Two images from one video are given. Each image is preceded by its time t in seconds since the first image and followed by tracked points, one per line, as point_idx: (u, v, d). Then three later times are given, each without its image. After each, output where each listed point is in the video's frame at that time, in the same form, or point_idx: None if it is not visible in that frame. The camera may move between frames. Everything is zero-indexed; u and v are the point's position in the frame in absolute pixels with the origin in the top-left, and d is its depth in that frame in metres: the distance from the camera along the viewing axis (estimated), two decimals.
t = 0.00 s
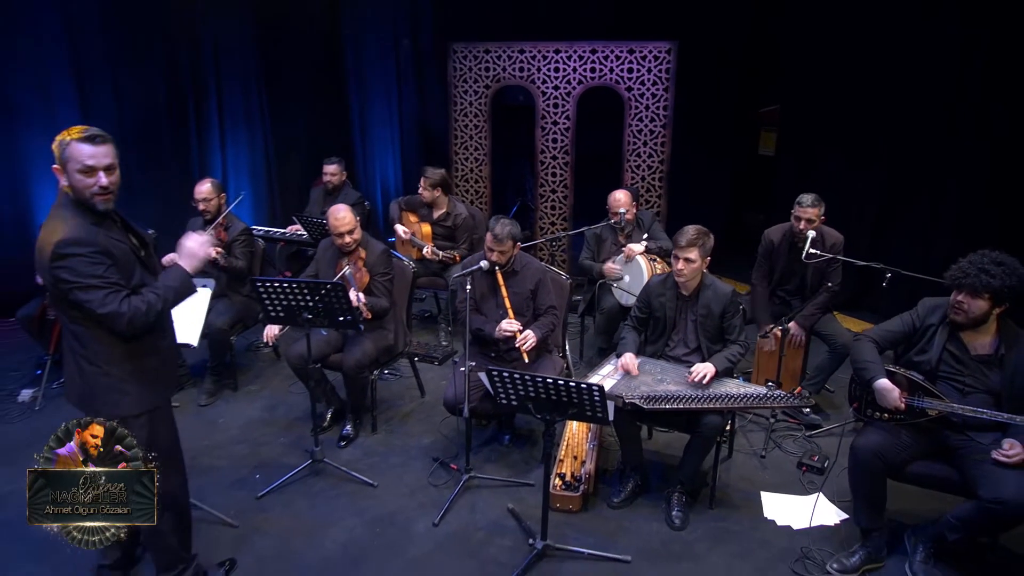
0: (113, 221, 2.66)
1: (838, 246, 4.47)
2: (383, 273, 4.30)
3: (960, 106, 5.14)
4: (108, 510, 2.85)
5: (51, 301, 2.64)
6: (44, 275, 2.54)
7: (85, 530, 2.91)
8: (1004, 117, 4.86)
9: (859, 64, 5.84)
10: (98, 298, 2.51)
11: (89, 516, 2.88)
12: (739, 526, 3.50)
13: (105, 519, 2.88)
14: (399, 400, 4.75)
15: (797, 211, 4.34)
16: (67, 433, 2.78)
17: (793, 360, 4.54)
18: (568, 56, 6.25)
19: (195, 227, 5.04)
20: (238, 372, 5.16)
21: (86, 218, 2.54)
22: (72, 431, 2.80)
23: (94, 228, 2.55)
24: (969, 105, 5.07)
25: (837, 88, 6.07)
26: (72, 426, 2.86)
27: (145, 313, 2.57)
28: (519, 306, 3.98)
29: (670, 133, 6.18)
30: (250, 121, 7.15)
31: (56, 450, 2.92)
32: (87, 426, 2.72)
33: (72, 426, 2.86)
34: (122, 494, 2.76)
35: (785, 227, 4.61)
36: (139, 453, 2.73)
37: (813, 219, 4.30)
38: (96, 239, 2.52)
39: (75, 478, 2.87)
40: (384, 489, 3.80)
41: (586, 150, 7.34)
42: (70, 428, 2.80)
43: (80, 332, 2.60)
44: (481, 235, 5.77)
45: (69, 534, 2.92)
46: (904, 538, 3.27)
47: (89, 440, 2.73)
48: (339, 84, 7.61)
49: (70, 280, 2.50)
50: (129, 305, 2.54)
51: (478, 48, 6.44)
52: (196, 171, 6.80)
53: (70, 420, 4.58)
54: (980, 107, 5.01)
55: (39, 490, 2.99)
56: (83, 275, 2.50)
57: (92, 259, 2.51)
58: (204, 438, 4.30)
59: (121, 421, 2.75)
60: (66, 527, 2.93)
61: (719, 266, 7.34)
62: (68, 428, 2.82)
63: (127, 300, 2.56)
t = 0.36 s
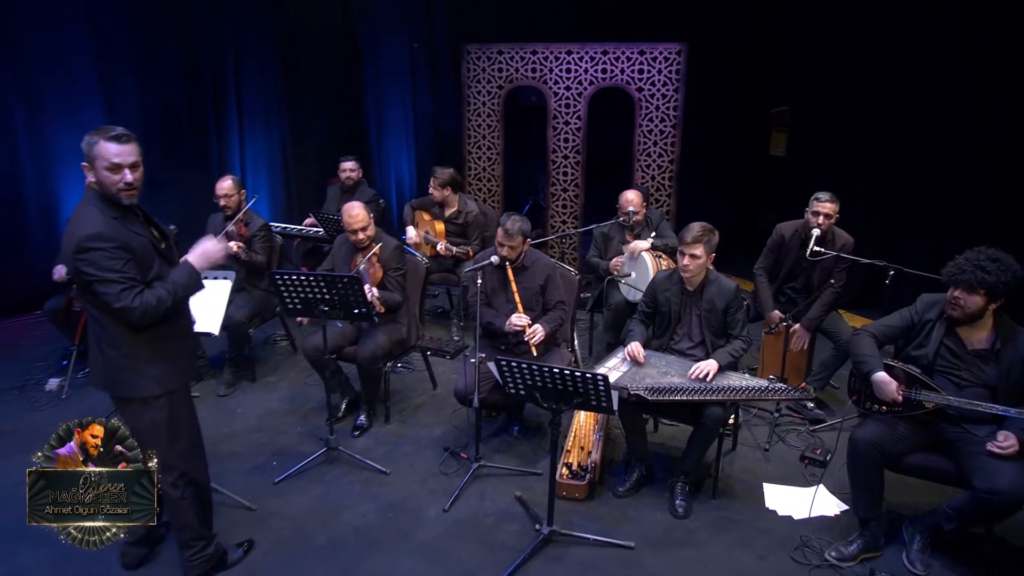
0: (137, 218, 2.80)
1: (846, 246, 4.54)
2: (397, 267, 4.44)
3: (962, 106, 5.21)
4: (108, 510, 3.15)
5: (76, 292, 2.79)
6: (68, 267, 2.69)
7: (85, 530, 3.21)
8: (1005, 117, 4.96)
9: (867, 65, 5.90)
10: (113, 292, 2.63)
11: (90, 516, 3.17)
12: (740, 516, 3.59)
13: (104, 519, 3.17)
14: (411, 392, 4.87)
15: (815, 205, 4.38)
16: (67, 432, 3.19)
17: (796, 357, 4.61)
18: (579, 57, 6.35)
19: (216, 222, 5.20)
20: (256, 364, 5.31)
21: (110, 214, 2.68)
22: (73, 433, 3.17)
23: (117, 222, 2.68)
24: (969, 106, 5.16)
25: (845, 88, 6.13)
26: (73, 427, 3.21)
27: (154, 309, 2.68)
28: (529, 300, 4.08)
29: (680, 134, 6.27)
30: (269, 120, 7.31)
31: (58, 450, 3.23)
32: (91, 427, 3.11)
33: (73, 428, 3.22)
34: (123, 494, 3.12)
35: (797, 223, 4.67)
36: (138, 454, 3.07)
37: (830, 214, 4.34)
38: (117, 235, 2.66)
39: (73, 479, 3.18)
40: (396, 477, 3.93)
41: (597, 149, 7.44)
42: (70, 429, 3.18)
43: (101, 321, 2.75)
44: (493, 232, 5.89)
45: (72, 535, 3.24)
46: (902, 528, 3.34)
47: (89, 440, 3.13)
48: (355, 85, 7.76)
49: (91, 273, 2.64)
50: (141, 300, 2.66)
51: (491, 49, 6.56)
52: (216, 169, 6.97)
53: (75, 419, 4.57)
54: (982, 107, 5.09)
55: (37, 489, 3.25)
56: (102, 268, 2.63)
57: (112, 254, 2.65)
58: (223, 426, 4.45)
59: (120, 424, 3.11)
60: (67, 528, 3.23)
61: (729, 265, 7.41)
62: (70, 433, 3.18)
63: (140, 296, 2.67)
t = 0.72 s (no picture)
0: (161, 212, 2.95)
1: (847, 242, 4.61)
2: (410, 263, 4.57)
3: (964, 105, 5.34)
4: (108, 510, 3.39)
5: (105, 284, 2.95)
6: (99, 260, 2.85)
7: (85, 531, 3.37)
8: (1004, 117, 5.11)
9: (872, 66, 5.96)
10: (147, 279, 2.79)
11: (89, 515, 3.38)
12: (742, 506, 3.68)
13: (103, 520, 3.38)
14: (424, 384, 5.00)
15: (815, 202, 4.45)
16: (65, 432, 3.55)
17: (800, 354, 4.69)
18: (591, 58, 6.46)
19: (235, 219, 5.36)
20: (274, 357, 5.46)
21: (137, 207, 2.83)
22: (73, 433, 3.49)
23: (143, 215, 2.83)
24: (969, 105, 5.30)
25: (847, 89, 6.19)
26: (74, 428, 3.55)
27: (187, 295, 2.83)
28: (538, 295, 4.20)
29: (689, 134, 6.36)
30: (287, 120, 7.48)
31: (59, 449, 3.51)
32: (93, 430, 3.46)
33: (74, 430, 3.54)
34: (123, 494, 3.37)
35: (800, 221, 4.75)
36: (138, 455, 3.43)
37: (832, 210, 4.42)
38: (145, 227, 2.80)
39: (71, 480, 3.45)
40: (408, 465, 4.05)
41: (608, 149, 7.54)
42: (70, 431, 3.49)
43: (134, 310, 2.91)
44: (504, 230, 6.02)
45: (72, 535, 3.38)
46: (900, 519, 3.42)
47: (88, 440, 3.48)
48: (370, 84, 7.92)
49: (122, 263, 2.79)
50: (173, 286, 2.81)
51: (505, 50, 6.68)
52: (235, 167, 7.14)
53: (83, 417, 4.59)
54: (983, 107, 5.23)
55: (38, 488, 3.51)
56: (134, 258, 2.78)
57: (142, 244, 2.80)
58: (242, 415, 4.60)
59: (122, 427, 3.48)
60: (66, 530, 3.41)
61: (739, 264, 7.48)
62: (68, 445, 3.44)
63: (172, 282, 2.83)
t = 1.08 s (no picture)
0: (195, 208, 3.10)
1: (844, 237, 4.72)
2: (424, 258, 4.70)
3: (963, 104, 5.40)
4: (108, 510, 3.50)
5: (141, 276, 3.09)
6: (138, 252, 2.99)
7: (84, 529, 3.42)
8: (1002, 118, 5.16)
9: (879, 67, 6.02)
10: (184, 267, 2.93)
11: (89, 515, 3.46)
12: (744, 495, 3.78)
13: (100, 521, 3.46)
14: (437, 377, 5.13)
15: (807, 198, 4.63)
16: (63, 434, 3.70)
17: (806, 351, 4.78)
18: (603, 59, 6.56)
19: (254, 215, 5.51)
20: (291, 349, 5.61)
21: (172, 201, 2.98)
22: (72, 434, 3.67)
23: (177, 207, 2.98)
24: (968, 105, 5.36)
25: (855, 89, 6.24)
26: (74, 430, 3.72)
27: (221, 280, 2.97)
28: (548, 290, 4.31)
29: (700, 134, 6.44)
30: (304, 119, 7.64)
31: (58, 450, 3.67)
32: (92, 432, 3.67)
33: (74, 430, 3.73)
34: (124, 493, 3.54)
35: (794, 221, 4.87)
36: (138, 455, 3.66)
37: (823, 206, 4.60)
38: (181, 219, 2.95)
39: (73, 481, 3.58)
40: (420, 453, 4.19)
41: (619, 148, 7.64)
42: (70, 432, 3.67)
43: (169, 297, 3.05)
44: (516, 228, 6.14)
45: (69, 533, 3.43)
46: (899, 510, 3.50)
47: (89, 440, 3.67)
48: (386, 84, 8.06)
49: (161, 254, 2.92)
50: (207, 273, 2.96)
51: (518, 51, 6.80)
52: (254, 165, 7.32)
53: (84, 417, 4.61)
54: (981, 107, 5.28)
55: (38, 489, 3.62)
56: (171, 248, 2.92)
57: (178, 235, 2.94)
58: (260, 405, 4.75)
59: (122, 429, 3.74)
60: (64, 531, 3.46)
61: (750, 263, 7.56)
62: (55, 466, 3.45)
63: (206, 269, 2.97)
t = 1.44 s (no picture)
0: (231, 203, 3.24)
1: (848, 237, 4.79)
2: (437, 254, 4.84)
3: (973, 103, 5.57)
4: (107, 510, 3.52)
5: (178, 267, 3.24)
6: (176, 244, 3.15)
7: (84, 529, 3.43)
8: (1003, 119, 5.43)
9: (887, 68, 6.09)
10: (219, 259, 3.08)
11: (91, 514, 3.48)
12: (746, 487, 3.87)
13: (99, 520, 3.48)
14: (448, 370, 5.27)
15: (810, 201, 4.69)
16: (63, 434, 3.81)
17: (809, 347, 4.85)
18: (614, 61, 6.67)
19: (272, 212, 5.67)
20: (306, 343, 5.76)
21: (210, 196, 3.13)
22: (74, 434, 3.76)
23: (216, 203, 3.14)
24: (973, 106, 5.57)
25: (863, 89, 6.31)
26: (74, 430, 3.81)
27: (253, 270, 3.12)
28: (556, 285, 4.43)
29: (709, 135, 6.53)
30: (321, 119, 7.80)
31: (57, 449, 3.77)
32: (92, 432, 3.74)
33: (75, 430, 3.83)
34: (123, 492, 3.58)
35: (798, 220, 4.98)
36: (137, 454, 3.76)
37: (826, 208, 4.66)
38: (217, 213, 3.10)
39: (73, 481, 3.61)
40: (431, 443, 4.32)
41: (630, 148, 7.74)
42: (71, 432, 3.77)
43: (205, 286, 3.19)
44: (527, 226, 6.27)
45: (68, 532, 3.44)
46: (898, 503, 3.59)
47: (91, 439, 3.74)
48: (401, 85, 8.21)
49: (197, 246, 3.08)
50: (241, 265, 3.11)
51: (531, 53, 6.92)
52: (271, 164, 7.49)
53: (82, 417, 4.63)
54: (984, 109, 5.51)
55: (39, 490, 3.64)
56: (207, 241, 3.08)
57: (215, 229, 3.10)
58: (277, 396, 4.90)
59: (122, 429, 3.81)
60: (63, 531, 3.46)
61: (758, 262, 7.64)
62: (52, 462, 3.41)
63: (240, 262, 3.12)
